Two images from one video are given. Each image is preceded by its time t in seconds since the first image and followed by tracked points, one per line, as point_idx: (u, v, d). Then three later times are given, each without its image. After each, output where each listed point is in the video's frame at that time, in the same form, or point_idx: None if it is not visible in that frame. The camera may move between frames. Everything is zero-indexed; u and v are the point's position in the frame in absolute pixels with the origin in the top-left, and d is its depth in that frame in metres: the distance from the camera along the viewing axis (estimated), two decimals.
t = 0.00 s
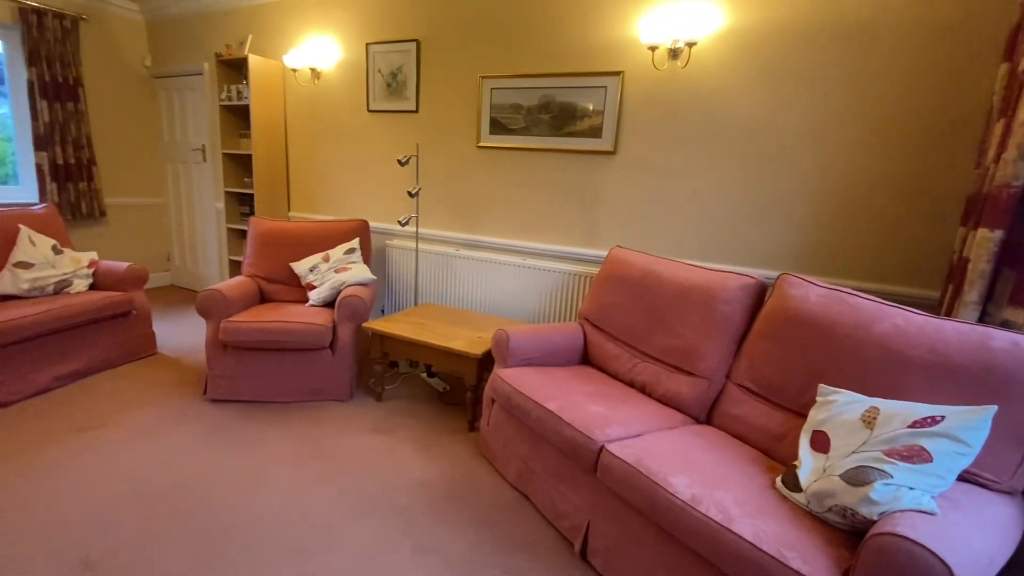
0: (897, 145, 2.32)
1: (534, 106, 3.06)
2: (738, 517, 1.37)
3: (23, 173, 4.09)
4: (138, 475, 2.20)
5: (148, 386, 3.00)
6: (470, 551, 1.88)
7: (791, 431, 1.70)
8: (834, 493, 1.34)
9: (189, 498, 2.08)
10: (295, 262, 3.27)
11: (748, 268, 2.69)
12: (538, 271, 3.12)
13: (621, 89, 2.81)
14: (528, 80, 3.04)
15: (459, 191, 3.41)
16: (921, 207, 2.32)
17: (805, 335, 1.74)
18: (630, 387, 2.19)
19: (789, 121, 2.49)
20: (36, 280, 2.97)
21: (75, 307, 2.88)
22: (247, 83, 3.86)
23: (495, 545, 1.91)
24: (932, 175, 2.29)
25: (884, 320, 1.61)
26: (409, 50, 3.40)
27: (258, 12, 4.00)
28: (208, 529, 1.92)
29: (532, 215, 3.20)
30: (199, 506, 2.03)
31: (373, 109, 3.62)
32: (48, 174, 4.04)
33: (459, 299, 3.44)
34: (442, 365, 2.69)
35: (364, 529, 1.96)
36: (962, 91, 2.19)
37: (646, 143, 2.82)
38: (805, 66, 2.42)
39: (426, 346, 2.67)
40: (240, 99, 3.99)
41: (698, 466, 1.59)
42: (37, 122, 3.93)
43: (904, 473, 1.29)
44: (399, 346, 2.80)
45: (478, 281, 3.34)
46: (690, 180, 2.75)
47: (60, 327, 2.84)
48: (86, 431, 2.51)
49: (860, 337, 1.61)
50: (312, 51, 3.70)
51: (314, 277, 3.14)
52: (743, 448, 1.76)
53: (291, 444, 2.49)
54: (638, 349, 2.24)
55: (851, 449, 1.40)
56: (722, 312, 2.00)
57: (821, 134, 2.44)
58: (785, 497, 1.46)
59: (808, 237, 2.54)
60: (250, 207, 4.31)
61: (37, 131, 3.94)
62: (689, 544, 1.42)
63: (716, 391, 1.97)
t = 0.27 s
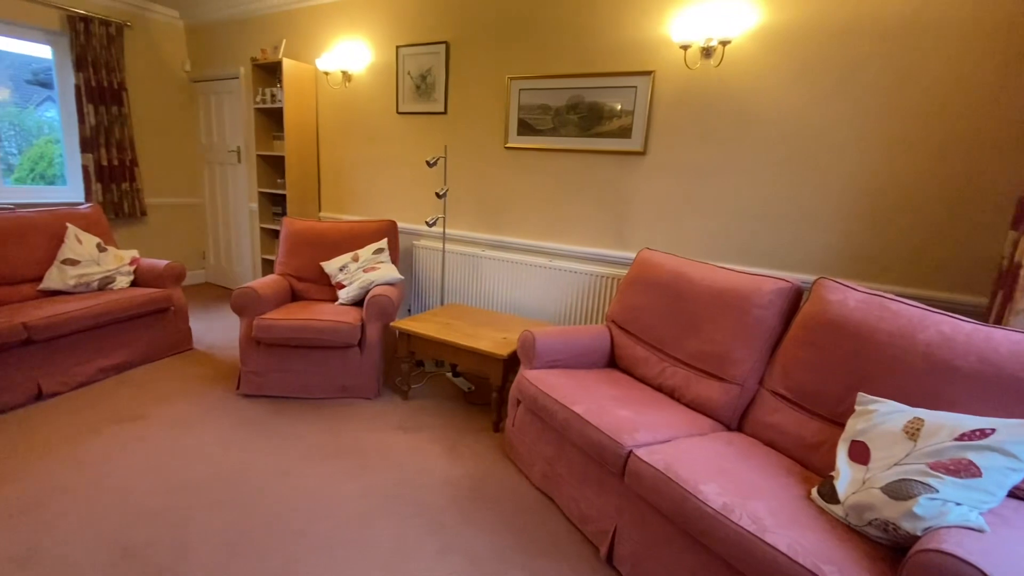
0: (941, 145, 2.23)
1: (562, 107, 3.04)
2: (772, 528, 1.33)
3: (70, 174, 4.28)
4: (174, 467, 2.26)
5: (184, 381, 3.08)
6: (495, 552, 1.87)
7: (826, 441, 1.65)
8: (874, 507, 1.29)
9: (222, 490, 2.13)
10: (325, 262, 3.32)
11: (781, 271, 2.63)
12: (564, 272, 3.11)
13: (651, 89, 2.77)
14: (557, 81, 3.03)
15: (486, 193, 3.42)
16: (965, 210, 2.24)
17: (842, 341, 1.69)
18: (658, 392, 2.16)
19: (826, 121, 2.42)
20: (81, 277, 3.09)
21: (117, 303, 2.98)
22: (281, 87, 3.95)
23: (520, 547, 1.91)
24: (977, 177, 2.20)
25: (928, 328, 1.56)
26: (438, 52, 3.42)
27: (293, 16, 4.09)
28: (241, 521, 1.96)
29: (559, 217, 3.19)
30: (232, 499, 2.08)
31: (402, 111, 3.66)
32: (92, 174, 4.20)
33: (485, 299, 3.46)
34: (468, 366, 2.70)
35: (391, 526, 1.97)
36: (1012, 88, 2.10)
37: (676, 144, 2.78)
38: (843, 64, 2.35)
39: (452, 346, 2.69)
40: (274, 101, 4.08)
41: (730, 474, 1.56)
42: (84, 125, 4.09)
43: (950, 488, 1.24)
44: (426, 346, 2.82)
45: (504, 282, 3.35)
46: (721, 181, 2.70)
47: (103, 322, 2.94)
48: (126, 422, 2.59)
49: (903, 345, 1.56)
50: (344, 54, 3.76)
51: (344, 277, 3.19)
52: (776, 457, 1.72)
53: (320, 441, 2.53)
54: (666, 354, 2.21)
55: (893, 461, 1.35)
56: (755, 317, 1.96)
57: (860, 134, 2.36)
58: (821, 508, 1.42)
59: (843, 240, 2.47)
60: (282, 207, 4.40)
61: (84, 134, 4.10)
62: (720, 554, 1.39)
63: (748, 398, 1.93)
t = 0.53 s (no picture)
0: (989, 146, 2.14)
1: (591, 107, 3.02)
2: (807, 540, 1.29)
3: (113, 175, 4.45)
4: (206, 459, 2.32)
5: (217, 376, 3.16)
6: (519, 554, 1.87)
7: (864, 452, 1.60)
8: (916, 522, 1.25)
9: (253, 484, 2.17)
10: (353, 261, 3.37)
11: (814, 275, 2.56)
12: (590, 274, 3.09)
13: (682, 88, 2.73)
14: (585, 81, 3.00)
15: (513, 194, 3.42)
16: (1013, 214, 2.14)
17: (882, 349, 1.63)
18: (687, 397, 2.12)
19: (865, 121, 2.34)
20: (123, 274, 3.21)
21: (155, 299, 3.07)
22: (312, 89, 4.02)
23: (545, 550, 1.89)
24: None
25: (975, 337, 1.49)
26: (467, 54, 3.43)
27: (325, 20, 4.16)
28: (271, 514, 2.00)
29: (586, 218, 3.17)
30: (262, 493, 2.12)
31: (431, 112, 3.69)
32: (134, 175, 4.34)
33: (510, 300, 3.46)
34: (493, 366, 2.70)
35: (416, 524, 1.98)
36: None
37: (707, 144, 2.73)
38: (884, 62, 2.27)
39: (478, 347, 2.69)
40: (306, 104, 4.16)
41: (762, 483, 1.52)
42: (127, 127, 4.23)
43: (998, 505, 1.18)
44: (451, 346, 2.83)
45: (530, 283, 3.34)
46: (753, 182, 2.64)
47: (142, 318, 3.03)
48: (162, 415, 2.67)
49: (948, 354, 1.50)
50: (375, 57, 3.81)
51: (372, 276, 3.23)
52: (810, 467, 1.67)
53: (347, 437, 2.57)
54: (695, 358, 2.17)
55: (937, 475, 1.30)
56: (789, 322, 1.91)
57: (901, 134, 2.28)
58: (858, 521, 1.38)
59: (881, 244, 2.39)
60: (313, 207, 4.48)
61: (126, 135, 4.25)
62: (752, 565, 1.35)
63: (781, 405, 1.88)
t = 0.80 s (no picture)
0: None
1: (619, 107, 2.99)
2: (844, 554, 1.25)
3: (153, 175, 4.59)
4: (237, 452, 2.37)
5: (248, 370, 3.23)
6: (543, 556, 1.85)
7: (905, 464, 1.53)
8: (961, 538, 1.19)
9: (281, 478, 2.21)
10: (381, 261, 3.40)
11: (848, 278, 2.48)
12: (617, 276, 3.07)
13: (714, 87, 2.68)
14: (614, 81, 2.97)
15: (540, 194, 3.40)
16: None
17: (925, 357, 1.57)
18: (716, 403, 2.07)
19: (907, 119, 2.25)
20: (161, 270, 3.30)
21: (191, 295, 3.16)
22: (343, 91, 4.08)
23: (569, 553, 1.87)
24: None
25: None
26: (495, 55, 3.44)
27: (356, 23, 4.21)
28: (298, 508, 2.03)
29: (613, 220, 3.13)
30: (290, 487, 2.15)
31: (458, 113, 3.70)
32: (172, 175, 4.48)
33: (536, 301, 3.45)
34: (518, 367, 2.69)
35: (440, 523, 1.99)
36: None
37: (739, 144, 2.67)
38: (928, 59, 2.17)
39: (503, 347, 2.68)
40: (337, 105, 4.22)
41: (795, 493, 1.47)
42: (166, 129, 4.36)
43: None
44: (476, 346, 2.83)
45: (556, 284, 3.32)
46: (787, 183, 2.58)
47: (179, 313, 3.12)
48: (196, 408, 2.74)
49: (997, 364, 1.43)
50: (404, 59, 3.84)
51: (398, 275, 3.25)
52: (846, 478, 1.61)
53: (373, 435, 2.59)
54: (725, 363, 2.12)
55: (983, 490, 1.24)
56: (825, 327, 1.85)
57: (945, 134, 2.18)
58: (899, 536, 1.32)
59: (922, 248, 2.29)
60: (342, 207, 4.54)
61: (165, 137, 4.38)
62: None
63: (815, 413, 1.82)
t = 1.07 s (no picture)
0: None
1: (649, 107, 2.95)
2: (883, 569, 1.20)
3: (189, 175, 4.71)
4: (266, 446, 2.41)
5: (277, 366, 3.28)
6: (567, 559, 1.83)
7: (947, 478, 1.47)
8: (1010, 559, 1.14)
9: (308, 472, 2.23)
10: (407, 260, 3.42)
11: (886, 283, 2.40)
12: (643, 278, 3.03)
13: (747, 86, 2.62)
14: (644, 80, 2.93)
15: (566, 195, 3.38)
16: None
17: (971, 367, 1.50)
18: (746, 409, 2.02)
19: (952, 118, 2.16)
20: (197, 267, 3.38)
21: (224, 291, 3.23)
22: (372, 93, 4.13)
23: (593, 557, 1.85)
24: None
25: None
26: (523, 55, 3.42)
27: (386, 25, 4.25)
28: (324, 503, 2.05)
29: (641, 221, 3.09)
30: (317, 482, 2.18)
31: (485, 113, 3.70)
32: (208, 175, 4.58)
33: (560, 302, 3.42)
34: (542, 369, 2.67)
35: (463, 523, 1.98)
36: None
37: (772, 144, 2.61)
38: (975, 56, 2.08)
39: (527, 348, 2.67)
40: (366, 107, 4.27)
41: (831, 505, 1.42)
42: (202, 131, 4.47)
43: None
44: (501, 346, 2.83)
45: (582, 286, 3.30)
46: (822, 184, 2.50)
47: (212, 309, 3.19)
48: (227, 402, 2.80)
49: None
50: (432, 60, 3.86)
51: (423, 275, 3.27)
52: (884, 490, 1.55)
53: (398, 432, 2.60)
54: (756, 369, 2.07)
55: None
56: (863, 334, 1.79)
57: (993, 133, 2.09)
58: (941, 553, 1.27)
59: (965, 253, 2.20)
60: (369, 207, 4.59)
61: (202, 139, 4.48)
62: None
63: (851, 423, 1.76)
